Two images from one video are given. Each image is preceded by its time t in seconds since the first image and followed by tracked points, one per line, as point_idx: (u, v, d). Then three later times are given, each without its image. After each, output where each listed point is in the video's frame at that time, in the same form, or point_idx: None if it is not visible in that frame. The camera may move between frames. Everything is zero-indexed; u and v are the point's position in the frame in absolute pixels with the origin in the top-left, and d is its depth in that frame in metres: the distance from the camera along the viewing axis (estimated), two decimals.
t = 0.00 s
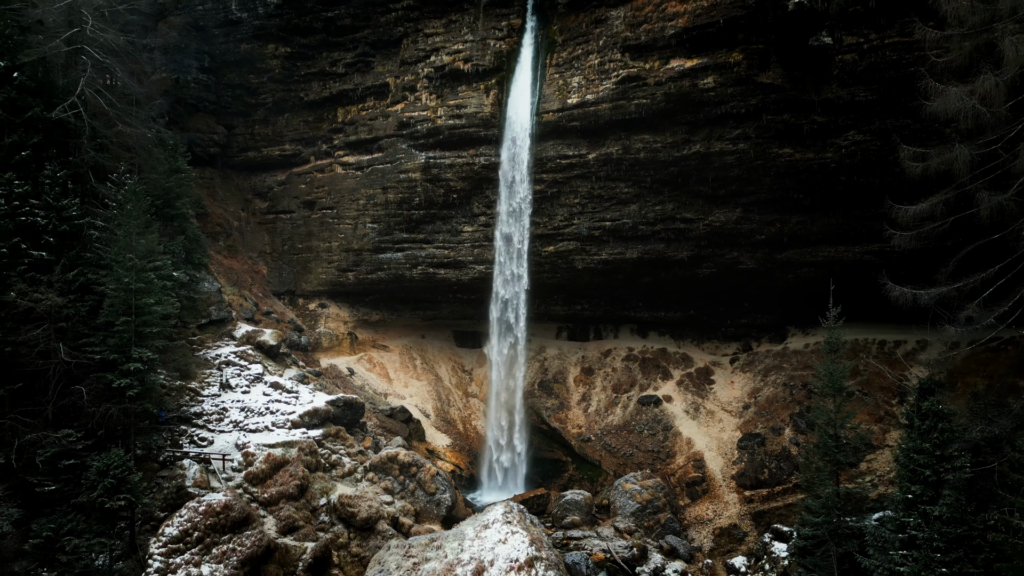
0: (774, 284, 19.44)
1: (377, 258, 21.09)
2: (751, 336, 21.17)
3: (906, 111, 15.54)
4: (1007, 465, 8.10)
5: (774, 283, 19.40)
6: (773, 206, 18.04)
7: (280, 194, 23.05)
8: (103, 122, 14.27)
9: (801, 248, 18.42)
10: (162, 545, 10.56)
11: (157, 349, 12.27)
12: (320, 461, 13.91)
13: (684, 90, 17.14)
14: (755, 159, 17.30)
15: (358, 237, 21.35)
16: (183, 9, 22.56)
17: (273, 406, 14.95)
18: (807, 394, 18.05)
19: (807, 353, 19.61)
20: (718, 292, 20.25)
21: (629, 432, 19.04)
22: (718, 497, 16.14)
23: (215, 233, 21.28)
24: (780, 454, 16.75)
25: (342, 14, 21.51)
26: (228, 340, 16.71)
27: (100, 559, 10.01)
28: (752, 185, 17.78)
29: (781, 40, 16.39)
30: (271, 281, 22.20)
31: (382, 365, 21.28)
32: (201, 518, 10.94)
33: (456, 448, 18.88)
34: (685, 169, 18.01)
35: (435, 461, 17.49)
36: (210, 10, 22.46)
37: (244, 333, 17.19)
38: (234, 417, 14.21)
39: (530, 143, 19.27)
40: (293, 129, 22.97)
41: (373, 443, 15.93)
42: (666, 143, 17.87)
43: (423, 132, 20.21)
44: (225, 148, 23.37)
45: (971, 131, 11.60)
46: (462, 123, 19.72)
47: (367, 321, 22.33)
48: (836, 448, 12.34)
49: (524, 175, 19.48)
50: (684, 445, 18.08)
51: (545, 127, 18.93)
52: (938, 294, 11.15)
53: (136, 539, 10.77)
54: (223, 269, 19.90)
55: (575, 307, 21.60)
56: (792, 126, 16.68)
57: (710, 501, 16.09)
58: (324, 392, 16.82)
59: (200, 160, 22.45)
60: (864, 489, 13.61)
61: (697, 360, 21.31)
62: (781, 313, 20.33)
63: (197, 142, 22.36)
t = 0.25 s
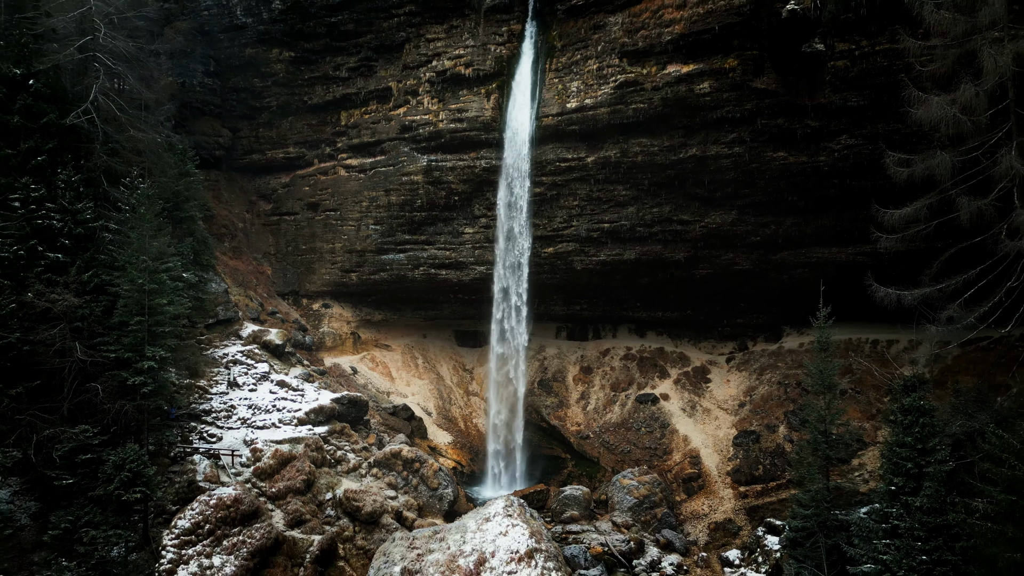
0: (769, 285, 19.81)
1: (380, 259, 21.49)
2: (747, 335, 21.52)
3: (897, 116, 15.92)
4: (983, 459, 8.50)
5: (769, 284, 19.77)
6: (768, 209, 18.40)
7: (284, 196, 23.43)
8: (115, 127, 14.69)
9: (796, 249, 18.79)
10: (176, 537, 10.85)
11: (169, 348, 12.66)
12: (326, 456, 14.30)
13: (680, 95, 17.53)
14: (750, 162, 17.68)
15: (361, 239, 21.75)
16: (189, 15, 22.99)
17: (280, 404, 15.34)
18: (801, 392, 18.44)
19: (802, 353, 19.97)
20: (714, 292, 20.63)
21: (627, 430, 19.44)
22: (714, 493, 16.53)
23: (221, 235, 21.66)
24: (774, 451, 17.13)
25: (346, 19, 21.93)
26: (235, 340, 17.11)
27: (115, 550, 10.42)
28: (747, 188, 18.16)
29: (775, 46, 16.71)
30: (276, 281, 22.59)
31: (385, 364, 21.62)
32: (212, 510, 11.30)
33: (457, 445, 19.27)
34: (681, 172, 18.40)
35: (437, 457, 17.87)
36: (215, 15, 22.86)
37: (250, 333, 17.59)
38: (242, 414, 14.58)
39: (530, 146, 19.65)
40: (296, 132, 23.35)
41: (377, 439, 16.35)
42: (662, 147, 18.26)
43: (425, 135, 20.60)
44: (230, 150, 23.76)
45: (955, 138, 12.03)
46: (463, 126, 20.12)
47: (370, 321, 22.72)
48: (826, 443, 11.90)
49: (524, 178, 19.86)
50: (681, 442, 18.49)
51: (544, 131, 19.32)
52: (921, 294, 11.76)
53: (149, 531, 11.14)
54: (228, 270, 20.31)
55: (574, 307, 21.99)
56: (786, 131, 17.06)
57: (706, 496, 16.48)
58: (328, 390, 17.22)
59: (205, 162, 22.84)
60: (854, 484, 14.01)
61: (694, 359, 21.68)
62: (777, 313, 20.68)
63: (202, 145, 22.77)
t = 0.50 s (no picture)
0: (765, 286, 20.19)
1: (383, 260, 21.88)
2: (743, 335, 21.87)
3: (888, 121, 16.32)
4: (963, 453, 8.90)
5: (765, 284, 20.13)
6: (763, 211, 18.77)
7: (288, 198, 23.82)
8: (126, 132, 15.10)
9: (791, 251, 19.11)
10: (188, 529, 11.19)
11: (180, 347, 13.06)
12: (331, 453, 14.69)
13: (677, 100, 17.92)
14: (745, 165, 18.06)
15: (364, 240, 22.14)
16: (195, 20, 23.42)
17: (286, 401, 15.75)
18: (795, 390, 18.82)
19: (797, 352, 20.35)
20: (711, 292, 21.02)
21: (625, 427, 19.85)
22: (709, 488, 16.93)
23: (226, 236, 22.04)
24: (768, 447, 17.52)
25: (349, 24, 22.32)
26: (241, 339, 17.50)
27: (129, 542, 10.77)
28: (743, 191, 18.54)
29: (770, 52, 17.15)
30: (280, 281, 22.98)
31: (387, 363, 21.99)
32: (223, 504, 11.67)
33: (458, 443, 19.66)
34: (678, 174, 18.80)
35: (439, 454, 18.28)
36: (221, 20, 23.27)
37: (256, 332, 18.00)
38: (250, 411, 14.97)
39: (530, 150, 20.05)
40: (300, 136, 23.74)
41: (381, 436, 16.79)
42: (659, 151, 18.65)
43: (427, 138, 21.00)
44: (235, 153, 24.14)
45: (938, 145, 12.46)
46: (464, 130, 20.52)
47: (372, 321, 23.12)
48: (816, 439, 12.25)
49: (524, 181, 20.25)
50: (678, 439, 18.89)
51: (544, 135, 19.71)
52: (907, 295, 12.20)
53: (161, 524, 11.54)
54: (234, 270, 20.72)
55: (574, 307, 22.37)
56: (780, 135, 17.45)
57: (702, 492, 16.88)
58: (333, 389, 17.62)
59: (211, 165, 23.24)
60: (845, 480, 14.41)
61: (691, 358, 22.05)
62: (772, 313, 21.04)
63: (208, 148, 23.17)
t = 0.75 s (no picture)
0: (760, 286, 20.53)
1: (385, 260, 22.28)
2: (740, 335, 22.18)
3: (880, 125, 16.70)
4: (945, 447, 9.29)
5: (761, 285, 20.46)
6: (759, 213, 19.11)
7: (292, 200, 24.21)
8: (137, 137, 15.54)
9: (786, 251, 19.37)
10: (199, 522, 11.62)
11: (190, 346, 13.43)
12: (336, 449, 15.07)
13: (674, 104, 18.31)
14: (741, 168, 18.41)
15: (367, 241, 22.53)
16: (201, 26, 23.85)
17: (292, 399, 16.14)
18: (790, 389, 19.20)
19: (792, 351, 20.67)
20: (707, 293, 21.40)
21: (623, 425, 20.27)
22: (705, 484, 17.32)
23: (231, 238, 22.41)
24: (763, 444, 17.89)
25: (352, 29, 22.78)
26: (247, 339, 17.90)
27: (142, 534, 10.94)
28: (738, 193, 18.90)
29: (764, 58, 17.61)
30: (284, 281, 23.37)
31: (390, 363, 22.36)
32: (232, 498, 12.09)
33: (460, 440, 20.06)
34: (675, 177, 19.18)
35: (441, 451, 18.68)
36: (226, 25, 23.70)
37: (262, 332, 18.42)
38: (257, 408, 15.38)
39: (530, 153, 20.48)
40: (304, 138, 24.13)
41: (384, 433, 17.20)
42: (657, 154, 19.04)
43: (429, 141, 21.40)
44: (240, 155, 24.52)
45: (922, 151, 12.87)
46: (465, 134, 20.93)
47: (375, 321, 23.52)
48: (808, 435, 12.61)
49: (524, 183, 20.67)
50: (675, 436, 19.31)
51: (543, 138, 20.09)
52: (893, 295, 12.67)
53: (173, 518, 11.86)
54: (240, 271, 21.14)
55: (573, 307, 22.75)
56: (774, 138, 17.82)
57: (698, 487, 17.28)
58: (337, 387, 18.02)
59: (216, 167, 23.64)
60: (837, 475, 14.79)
61: (688, 357, 22.39)
62: (768, 313, 21.40)
63: (213, 151, 23.56)
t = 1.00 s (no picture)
0: (756, 287, 20.92)
1: (388, 261, 22.69)
2: (736, 334, 22.57)
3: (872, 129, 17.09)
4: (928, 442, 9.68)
5: (756, 285, 20.84)
6: (754, 215, 19.50)
7: (295, 202, 24.61)
8: (147, 142, 15.94)
9: (781, 253, 19.74)
10: (209, 515, 11.99)
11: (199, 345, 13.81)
12: (341, 445, 15.49)
13: (670, 109, 18.71)
14: (736, 172, 18.79)
15: (370, 242, 22.94)
16: (206, 30, 24.26)
17: (298, 397, 16.56)
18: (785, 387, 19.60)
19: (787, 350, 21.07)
20: (704, 293, 21.81)
21: (622, 422, 20.68)
22: (702, 480, 17.73)
23: (237, 239, 22.80)
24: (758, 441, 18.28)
25: (355, 34, 23.28)
26: (254, 338, 18.32)
27: (155, 527, 11.25)
28: (734, 196, 19.29)
29: (759, 63, 17.90)
30: (288, 282, 23.79)
31: (392, 362, 22.75)
32: (242, 492, 12.47)
33: (462, 438, 20.48)
34: (672, 180, 19.57)
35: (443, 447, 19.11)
36: (231, 30, 24.13)
37: (268, 331, 18.84)
38: (264, 406, 15.78)
39: (530, 156, 20.88)
40: (307, 141, 24.54)
41: (387, 430, 17.62)
42: (654, 157, 19.43)
43: (431, 145, 21.81)
44: (244, 158, 24.93)
45: (911, 155, 13.24)
46: (466, 137, 21.34)
47: (377, 320, 23.90)
48: (799, 432, 12.99)
49: (524, 185, 21.07)
50: (672, 433, 19.71)
51: (542, 142, 20.48)
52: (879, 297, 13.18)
53: (184, 512, 12.10)
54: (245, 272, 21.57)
55: (572, 307, 23.14)
56: (769, 142, 18.19)
57: (694, 483, 17.69)
58: (341, 385, 18.44)
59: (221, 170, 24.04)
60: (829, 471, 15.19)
61: (685, 356, 22.79)
62: (764, 313, 21.80)
63: (218, 154, 23.97)
